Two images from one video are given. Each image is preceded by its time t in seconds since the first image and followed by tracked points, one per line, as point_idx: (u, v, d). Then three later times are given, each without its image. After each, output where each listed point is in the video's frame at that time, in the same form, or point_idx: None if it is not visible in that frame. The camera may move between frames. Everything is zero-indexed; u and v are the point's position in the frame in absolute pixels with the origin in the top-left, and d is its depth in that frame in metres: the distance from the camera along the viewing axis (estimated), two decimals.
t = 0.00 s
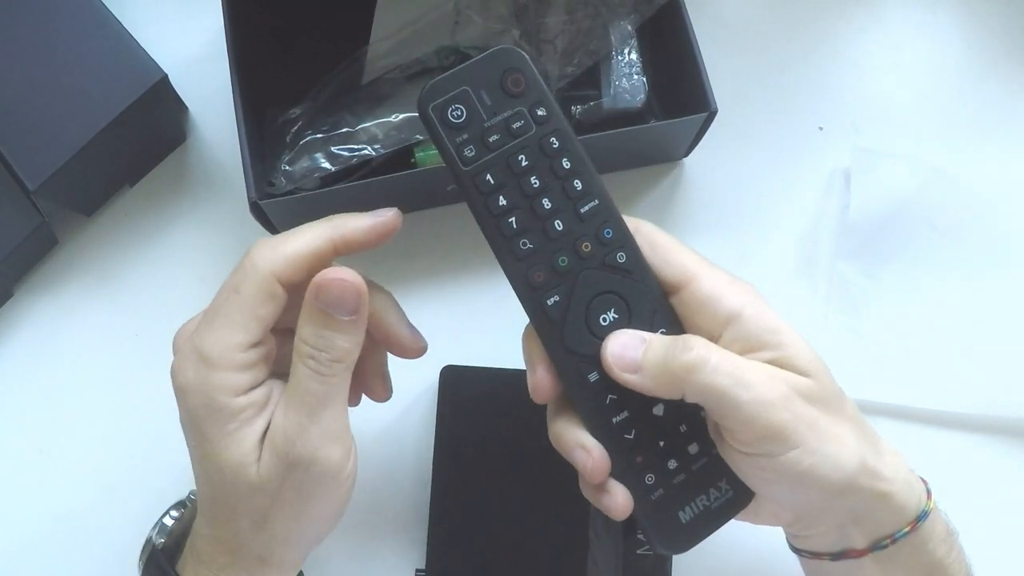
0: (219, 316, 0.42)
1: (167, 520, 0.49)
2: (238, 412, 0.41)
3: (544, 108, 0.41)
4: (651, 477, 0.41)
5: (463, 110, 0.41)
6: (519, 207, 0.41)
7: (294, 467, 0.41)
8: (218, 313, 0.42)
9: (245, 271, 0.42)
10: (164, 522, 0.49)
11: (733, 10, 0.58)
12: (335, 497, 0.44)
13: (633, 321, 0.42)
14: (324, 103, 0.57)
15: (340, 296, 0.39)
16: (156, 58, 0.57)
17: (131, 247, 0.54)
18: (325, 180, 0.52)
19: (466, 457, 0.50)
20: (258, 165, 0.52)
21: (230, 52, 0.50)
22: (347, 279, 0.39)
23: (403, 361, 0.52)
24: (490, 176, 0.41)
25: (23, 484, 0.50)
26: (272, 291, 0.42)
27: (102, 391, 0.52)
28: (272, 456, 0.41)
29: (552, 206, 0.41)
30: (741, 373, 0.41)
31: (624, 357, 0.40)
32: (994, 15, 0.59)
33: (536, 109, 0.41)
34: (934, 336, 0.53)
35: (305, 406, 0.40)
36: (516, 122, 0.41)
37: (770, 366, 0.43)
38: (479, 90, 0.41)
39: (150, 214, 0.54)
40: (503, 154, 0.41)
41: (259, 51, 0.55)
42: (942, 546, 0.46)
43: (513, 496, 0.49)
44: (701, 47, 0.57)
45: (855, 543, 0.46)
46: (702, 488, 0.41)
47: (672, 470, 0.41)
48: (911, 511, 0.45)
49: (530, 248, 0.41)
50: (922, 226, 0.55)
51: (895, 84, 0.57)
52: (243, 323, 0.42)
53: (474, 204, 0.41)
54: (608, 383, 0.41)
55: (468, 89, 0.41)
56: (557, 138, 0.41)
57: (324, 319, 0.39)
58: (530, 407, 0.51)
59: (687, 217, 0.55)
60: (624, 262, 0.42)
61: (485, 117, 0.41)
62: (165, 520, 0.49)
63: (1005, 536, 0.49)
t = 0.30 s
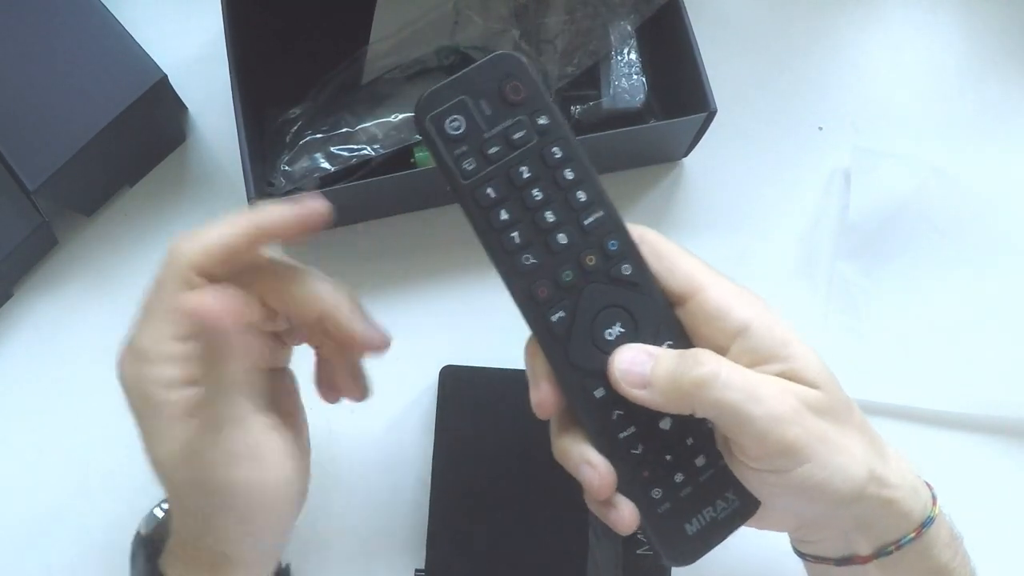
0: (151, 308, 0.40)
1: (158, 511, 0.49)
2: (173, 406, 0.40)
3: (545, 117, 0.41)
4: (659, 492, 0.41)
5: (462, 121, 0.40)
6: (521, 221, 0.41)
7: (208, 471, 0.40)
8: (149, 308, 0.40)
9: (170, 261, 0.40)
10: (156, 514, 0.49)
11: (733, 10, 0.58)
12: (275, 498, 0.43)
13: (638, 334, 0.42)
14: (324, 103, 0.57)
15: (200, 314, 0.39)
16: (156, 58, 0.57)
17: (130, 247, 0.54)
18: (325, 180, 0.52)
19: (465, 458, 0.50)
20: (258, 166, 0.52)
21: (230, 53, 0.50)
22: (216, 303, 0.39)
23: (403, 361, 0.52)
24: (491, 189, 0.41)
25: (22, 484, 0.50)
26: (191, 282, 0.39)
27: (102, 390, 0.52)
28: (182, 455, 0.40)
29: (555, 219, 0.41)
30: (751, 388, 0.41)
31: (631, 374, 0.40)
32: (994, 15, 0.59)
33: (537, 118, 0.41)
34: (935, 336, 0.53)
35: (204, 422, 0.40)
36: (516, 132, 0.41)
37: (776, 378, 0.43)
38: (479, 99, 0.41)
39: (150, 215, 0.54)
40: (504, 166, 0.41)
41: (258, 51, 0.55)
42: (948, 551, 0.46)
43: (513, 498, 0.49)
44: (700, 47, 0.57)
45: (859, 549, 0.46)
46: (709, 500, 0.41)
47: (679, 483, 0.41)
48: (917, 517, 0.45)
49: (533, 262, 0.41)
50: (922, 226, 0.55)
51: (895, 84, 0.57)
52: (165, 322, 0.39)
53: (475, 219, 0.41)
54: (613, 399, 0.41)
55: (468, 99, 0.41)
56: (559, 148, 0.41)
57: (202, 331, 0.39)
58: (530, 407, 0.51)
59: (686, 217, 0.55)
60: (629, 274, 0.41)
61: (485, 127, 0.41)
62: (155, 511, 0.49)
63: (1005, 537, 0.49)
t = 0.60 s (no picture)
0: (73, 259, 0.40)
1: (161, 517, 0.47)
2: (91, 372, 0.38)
3: (585, 102, 0.40)
4: (670, 479, 0.41)
5: (500, 102, 0.39)
6: (555, 208, 0.40)
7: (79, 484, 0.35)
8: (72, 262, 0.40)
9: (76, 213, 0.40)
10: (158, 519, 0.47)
11: (733, 9, 0.58)
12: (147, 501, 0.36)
13: (664, 325, 0.41)
14: (324, 103, 0.57)
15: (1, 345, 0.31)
16: (156, 58, 0.57)
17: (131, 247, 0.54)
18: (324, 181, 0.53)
19: (466, 458, 0.50)
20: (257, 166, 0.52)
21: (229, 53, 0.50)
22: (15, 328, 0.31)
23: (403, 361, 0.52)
24: (525, 174, 0.39)
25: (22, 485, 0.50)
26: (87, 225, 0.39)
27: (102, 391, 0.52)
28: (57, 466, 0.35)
29: (589, 207, 0.40)
30: (773, 380, 0.40)
31: (654, 364, 0.39)
32: (994, 15, 0.59)
33: (576, 103, 0.40)
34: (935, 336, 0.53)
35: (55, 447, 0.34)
36: (555, 117, 0.39)
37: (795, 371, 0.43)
38: (518, 80, 0.39)
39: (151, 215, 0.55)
40: (540, 151, 0.39)
41: (258, 51, 0.55)
42: (952, 547, 0.46)
43: (514, 498, 0.49)
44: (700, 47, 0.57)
45: (863, 542, 0.46)
46: (717, 487, 0.41)
47: (689, 471, 0.41)
48: (921, 512, 0.45)
49: (563, 250, 0.40)
50: (922, 226, 0.55)
51: (896, 83, 0.57)
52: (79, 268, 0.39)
53: (507, 203, 0.39)
54: (634, 389, 0.41)
55: (507, 79, 0.39)
56: (596, 135, 0.40)
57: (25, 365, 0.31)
58: (530, 407, 0.51)
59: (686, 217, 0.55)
60: (659, 266, 0.41)
61: (523, 110, 0.39)
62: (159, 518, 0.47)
63: (1005, 537, 0.49)
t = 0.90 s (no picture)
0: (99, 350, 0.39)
1: (156, 524, 0.46)
2: (154, 432, 0.38)
3: (596, 107, 0.39)
4: (677, 481, 0.41)
5: (511, 109, 0.38)
6: (565, 214, 0.39)
7: (221, 532, 0.37)
8: (102, 355, 0.39)
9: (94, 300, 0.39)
10: (153, 526, 0.46)
11: (732, 9, 0.58)
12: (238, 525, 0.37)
13: (672, 330, 0.41)
14: (324, 104, 0.57)
15: (211, 438, 0.32)
16: (156, 58, 0.57)
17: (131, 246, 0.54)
18: (324, 181, 0.53)
19: (466, 457, 0.50)
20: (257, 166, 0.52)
21: (229, 55, 0.50)
22: (212, 420, 0.32)
23: (402, 361, 0.52)
24: (536, 180, 0.39)
25: (22, 484, 0.50)
26: (130, 315, 0.39)
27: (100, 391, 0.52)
28: (196, 524, 0.37)
29: (599, 213, 0.40)
30: (786, 378, 0.41)
31: (669, 370, 0.39)
32: (994, 15, 0.59)
33: (587, 108, 0.39)
34: (935, 336, 0.53)
35: (209, 505, 0.36)
36: (565, 123, 0.39)
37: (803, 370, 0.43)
38: (530, 86, 0.39)
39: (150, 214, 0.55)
40: (551, 157, 0.39)
41: (258, 51, 0.55)
42: (955, 552, 0.46)
43: (513, 498, 0.49)
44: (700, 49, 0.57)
45: (867, 546, 0.46)
46: (724, 489, 0.42)
47: (697, 474, 0.41)
48: (926, 517, 0.45)
49: (573, 255, 0.40)
50: (922, 226, 0.55)
51: (896, 83, 0.57)
52: (120, 361, 0.38)
53: (517, 208, 0.39)
54: (642, 392, 0.41)
55: (517, 85, 0.38)
56: (607, 140, 0.40)
57: (199, 456, 0.33)
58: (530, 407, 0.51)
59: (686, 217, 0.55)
60: (668, 270, 0.41)
61: (534, 116, 0.39)
62: (154, 524, 0.46)
63: (1005, 537, 0.49)
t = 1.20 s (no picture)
0: (107, 357, 0.39)
1: (152, 526, 0.46)
2: (156, 440, 0.38)
3: (603, 106, 0.39)
4: (679, 475, 0.41)
5: (518, 107, 0.38)
6: (570, 211, 0.39)
7: (220, 546, 0.37)
8: (109, 360, 0.39)
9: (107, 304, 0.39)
10: (150, 529, 0.46)
11: (733, 9, 0.58)
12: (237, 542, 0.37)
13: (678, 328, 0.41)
14: (325, 103, 0.57)
15: (208, 461, 0.32)
16: (156, 58, 0.57)
17: (131, 246, 0.54)
18: (325, 181, 0.53)
19: (466, 457, 0.50)
20: (258, 166, 0.52)
21: (230, 53, 0.50)
22: (207, 442, 0.33)
23: (403, 360, 0.52)
24: (542, 178, 0.39)
25: (21, 484, 0.50)
26: (142, 325, 0.39)
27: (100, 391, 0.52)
28: (190, 537, 0.37)
29: (604, 211, 0.40)
30: (804, 353, 0.41)
31: (692, 334, 0.40)
32: (994, 15, 0.59)
33: (594, 106, 0.39)
34: (935, 336, 0.53)
35: (201, 523, 0.36)
36: (572, 121, 0.39)
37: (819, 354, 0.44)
38: (538, 84, 0.38)
39: (150, 214, 0.55)
40: (557, 154, 0.39)
41: (258, 51, 0.55)
42: (957, 551, 0.46)
43: (514, 498, 0.49)
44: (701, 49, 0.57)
45: (869, 543, 0.46)
46: (726, 484, 0.42)
47: (700, 468, 0.42)
48: (928, 515, 0.45)
49: (578, 252, 0.39)
50: (922, 226, 0.55)
51: (896, 83, 0.57)
52: (128, 367, 0.39)
53: (523, 204, 0.39)
54: (646, 387, 0.41)
55: (525, 83, 0.38)
56: (614, 138, 0.39)
57: (196, 477, 0.33)
58: (531, 407, 0.51)
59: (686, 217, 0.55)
60: (673, 268, 0.41)
61: (541, 114, 0.38)
62: (150, 526, 0.46)
63: (1006, 537, 0.49)
